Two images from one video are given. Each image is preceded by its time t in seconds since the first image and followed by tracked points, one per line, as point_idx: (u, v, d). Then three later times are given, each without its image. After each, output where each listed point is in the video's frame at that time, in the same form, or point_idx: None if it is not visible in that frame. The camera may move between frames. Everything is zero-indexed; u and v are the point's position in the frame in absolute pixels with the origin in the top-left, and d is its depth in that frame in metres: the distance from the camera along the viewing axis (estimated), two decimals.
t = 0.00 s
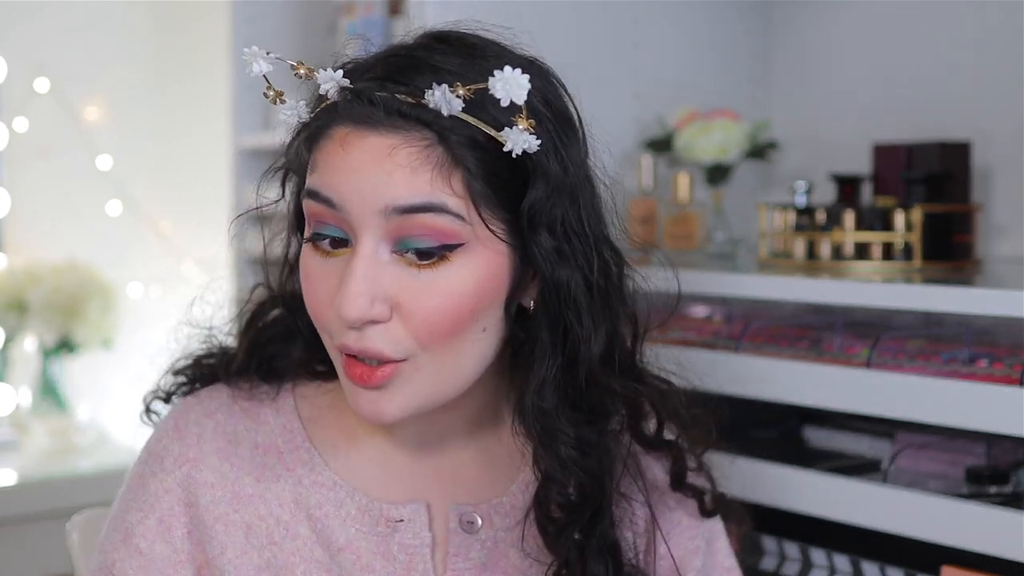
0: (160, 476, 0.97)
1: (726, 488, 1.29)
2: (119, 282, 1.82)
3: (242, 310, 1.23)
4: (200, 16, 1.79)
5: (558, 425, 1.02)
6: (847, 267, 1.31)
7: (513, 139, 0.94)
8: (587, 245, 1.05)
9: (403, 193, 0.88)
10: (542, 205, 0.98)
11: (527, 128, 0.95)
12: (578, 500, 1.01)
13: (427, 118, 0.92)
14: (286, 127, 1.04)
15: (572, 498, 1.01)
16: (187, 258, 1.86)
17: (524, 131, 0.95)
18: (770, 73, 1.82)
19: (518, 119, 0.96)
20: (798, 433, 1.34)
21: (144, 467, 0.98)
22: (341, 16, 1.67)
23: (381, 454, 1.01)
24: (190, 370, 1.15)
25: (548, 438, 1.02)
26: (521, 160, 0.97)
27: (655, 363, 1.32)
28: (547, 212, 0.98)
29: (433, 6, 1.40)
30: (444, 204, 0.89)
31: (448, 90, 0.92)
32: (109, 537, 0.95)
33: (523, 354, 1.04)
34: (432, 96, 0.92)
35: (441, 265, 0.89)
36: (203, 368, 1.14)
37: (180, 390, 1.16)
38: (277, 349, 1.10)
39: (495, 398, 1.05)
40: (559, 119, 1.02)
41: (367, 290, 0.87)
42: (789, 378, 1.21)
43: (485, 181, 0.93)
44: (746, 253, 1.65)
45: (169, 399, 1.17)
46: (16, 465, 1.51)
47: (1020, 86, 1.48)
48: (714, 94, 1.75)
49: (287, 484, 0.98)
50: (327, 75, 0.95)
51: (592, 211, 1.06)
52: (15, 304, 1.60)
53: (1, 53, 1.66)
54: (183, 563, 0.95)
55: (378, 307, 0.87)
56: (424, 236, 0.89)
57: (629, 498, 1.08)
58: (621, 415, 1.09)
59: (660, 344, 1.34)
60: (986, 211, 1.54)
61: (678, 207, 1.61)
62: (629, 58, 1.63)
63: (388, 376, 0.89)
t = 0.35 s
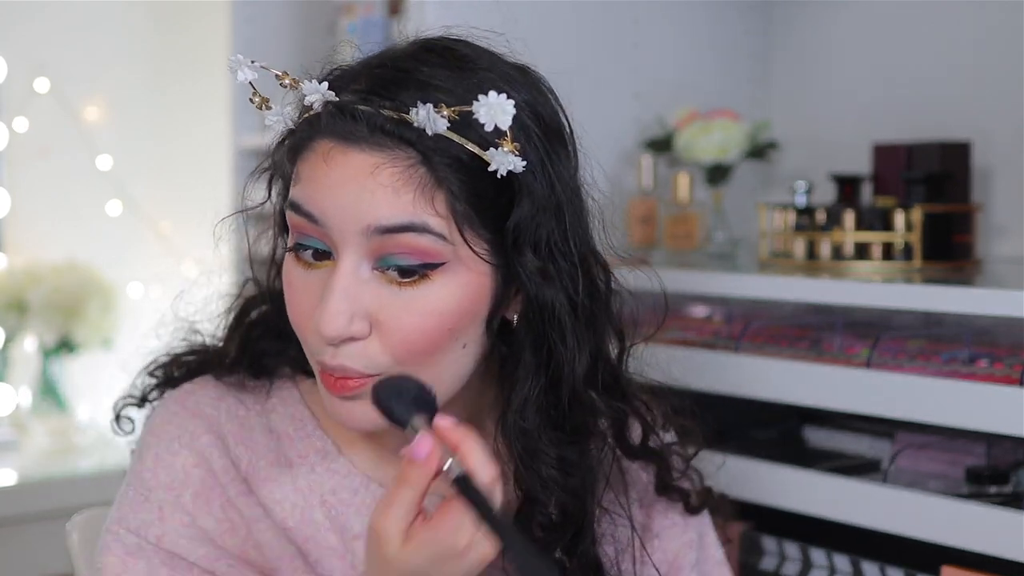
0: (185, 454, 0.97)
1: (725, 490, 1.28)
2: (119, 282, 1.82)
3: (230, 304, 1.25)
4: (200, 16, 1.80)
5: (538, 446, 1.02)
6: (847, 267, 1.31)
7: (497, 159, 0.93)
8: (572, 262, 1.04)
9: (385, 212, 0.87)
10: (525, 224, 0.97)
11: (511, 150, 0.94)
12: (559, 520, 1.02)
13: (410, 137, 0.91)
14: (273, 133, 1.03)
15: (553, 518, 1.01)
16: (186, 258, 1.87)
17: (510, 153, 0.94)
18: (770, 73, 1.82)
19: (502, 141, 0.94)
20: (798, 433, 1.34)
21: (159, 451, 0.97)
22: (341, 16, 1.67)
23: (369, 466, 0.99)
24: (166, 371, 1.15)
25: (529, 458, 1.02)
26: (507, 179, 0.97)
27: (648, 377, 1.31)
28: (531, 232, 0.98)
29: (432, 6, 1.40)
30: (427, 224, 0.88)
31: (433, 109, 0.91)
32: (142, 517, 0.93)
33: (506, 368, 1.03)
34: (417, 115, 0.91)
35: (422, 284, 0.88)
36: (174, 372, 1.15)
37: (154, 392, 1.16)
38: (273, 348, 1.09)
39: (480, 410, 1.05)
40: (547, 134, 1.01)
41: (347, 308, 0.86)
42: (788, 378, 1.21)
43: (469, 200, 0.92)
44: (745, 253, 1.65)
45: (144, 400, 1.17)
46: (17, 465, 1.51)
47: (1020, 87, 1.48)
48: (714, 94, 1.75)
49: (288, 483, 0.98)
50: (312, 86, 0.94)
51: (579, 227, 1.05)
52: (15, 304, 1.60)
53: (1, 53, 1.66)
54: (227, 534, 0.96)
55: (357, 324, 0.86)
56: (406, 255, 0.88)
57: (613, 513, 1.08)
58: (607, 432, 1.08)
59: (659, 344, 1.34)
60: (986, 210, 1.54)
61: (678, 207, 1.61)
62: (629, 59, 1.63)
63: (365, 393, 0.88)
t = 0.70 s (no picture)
0: (212, 431, 0.96)
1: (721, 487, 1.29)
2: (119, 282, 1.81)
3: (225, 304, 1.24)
4: (200, 16, 1.82)
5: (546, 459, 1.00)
6: (847, 267, 1.31)
7: (501, 175, 0.88)
8: (577, 269, 1.00)
9: (387, 230, 0.84)
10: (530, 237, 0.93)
11: (516, 165, 0.89)
12: (581, 515, 0.99)
13: (412, 155, 0.86)
14: (267, 140, 0.99)
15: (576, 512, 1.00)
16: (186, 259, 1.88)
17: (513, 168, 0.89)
18: (770, 73, 1.82)
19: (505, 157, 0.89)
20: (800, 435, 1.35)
21: (183, 432, 0.95)
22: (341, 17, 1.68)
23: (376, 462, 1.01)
24: (150, 370, 1.15)
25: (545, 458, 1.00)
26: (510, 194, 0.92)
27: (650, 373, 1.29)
28: (542, 239, 0.94)
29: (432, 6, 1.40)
30: (430, 241, 0.85)
31: (435, 126, 0.86)
32: (187, 496, 0.90)
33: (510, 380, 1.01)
34: (419, 132, 0.86)
35: (426, 301, 0.85)
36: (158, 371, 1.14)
37: (145, 390, 1.16)
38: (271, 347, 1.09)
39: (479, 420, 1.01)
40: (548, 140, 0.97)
41: (347, 325, 0.83)
42: (788, 378, 1.21)
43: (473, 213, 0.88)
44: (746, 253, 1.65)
45: (133, 398, 1.17)
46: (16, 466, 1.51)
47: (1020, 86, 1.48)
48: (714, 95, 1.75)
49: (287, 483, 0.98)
50: (310, 100, 0.89)
51: (582, 231, 1.01)
52: (15, 304, 1.60)
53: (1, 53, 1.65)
54: (275, 500, 0.94)
55: (359, 341, 0.84)
56: (407, 271, 0.85)
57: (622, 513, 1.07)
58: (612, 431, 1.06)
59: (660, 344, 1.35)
60: (986, 210, 1.54)
61: (679, 207, 1.61)
62: (629, 59, 1.63)
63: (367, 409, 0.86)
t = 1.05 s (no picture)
0: (192, 449, 0.96)
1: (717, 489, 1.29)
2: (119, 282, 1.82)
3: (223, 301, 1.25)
4: (200, 16, 1.82)
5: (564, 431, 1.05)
6: (847, 267, 1.31)
7: (533, 140, 0.94)
8: (595, 250, 1.05)
9: (424, 188, 0.88)
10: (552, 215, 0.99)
11: (548, 131, 0.95)
12: (577, 505, 1.05)
13: (452, 117, 0.92)
14: (297, 115, 1.03)
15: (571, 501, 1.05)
16: (187, 259, 1.87)
17: (546, 134, 0.95)
18: (771, 72, 1.82)
19: (541, 122, 0.96)
20: (800, 436, 1.35)
21: (165, 448, 0.96)
22: (342, 18, 1.68)
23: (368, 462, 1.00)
24: (149, 376, 1.15)
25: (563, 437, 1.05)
26: (539, 162, 0.98)
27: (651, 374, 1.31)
28: (563, 214, 1.00)
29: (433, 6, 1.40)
30: (464, 201, 0.89)
31: (475, 88, 0.92)
32: (157, 515, 0.91)
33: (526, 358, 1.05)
34: (459, 93, 0.92)
35: (457, 262, 0.89)
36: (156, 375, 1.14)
37: (144, 394, 1.16)
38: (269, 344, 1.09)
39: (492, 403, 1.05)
40: (570, 122, 1.03)
41: (381, 285, 0.86)
42: (788, 377, 1.21)
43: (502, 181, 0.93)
44: (746, 254, 1.65)
45: (134, 404, 1.17)
46: (17, 466, 1.51)
47: (1020, 86, 1.48)
48: (714, 95, 1.76)
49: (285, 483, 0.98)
50: (347, 65, 0.95)
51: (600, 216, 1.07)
52: (15, 304, 1.60)
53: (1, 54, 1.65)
54: (247, 523, 0.95)
55: (390, 303, 0.86)
56: (441, 233, 0.88)
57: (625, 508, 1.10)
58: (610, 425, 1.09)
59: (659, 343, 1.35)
60: (986, 210, 1.54)
61: (679, 206, 1.61)
62: (630, 60, 1.63)
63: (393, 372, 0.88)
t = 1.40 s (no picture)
0: (219, 421, 0.96)
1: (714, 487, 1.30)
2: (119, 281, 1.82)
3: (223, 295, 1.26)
4: (199, 17, 1.80)
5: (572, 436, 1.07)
6: (847, 267, 1.31)
7: (528, 169, 0.95)
8: (590, 264, 1.07)
9: (416, 219, 0.90)
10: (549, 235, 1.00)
11: (544, 162, 0.96)
12: (581, 515, 1.05)
13: (448, 147, 0.93)
14: (293, 122, 1.03)
15: (577, 511, 1.05)
16: (186, 258, 1.87)
17: (542, 164, 0.95)
18: (771, 71, 1.82)
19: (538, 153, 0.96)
20: (800, 436, 1.35)
21: (189, 423, 0.95)
22: (342, 18, 1.68)
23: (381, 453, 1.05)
24: (147, 372, 1.15)
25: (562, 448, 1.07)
26: (534, 191, 0.99)
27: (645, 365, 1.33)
28: (560, 235, 1.02)
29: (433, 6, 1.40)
30: (455, 231, 0.91)
31: (471, 118, 0.92)
32: (196, 484, 0.91)
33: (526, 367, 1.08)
34: (455, 124, 0.92)
35: (448, 287, 0.92)
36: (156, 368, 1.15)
37: (143, 391, 1.16)
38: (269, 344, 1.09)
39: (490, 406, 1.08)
40: (568, 137, 1.04)
41: (373, 308, 0.89)
42: (788, 377, 1.21)
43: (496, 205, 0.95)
44: (746, 254, 1.65)
45: (133, 398, 1.17)
46: (17, 465, 1.51)
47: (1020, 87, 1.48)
48: (713, 95, 1.76)
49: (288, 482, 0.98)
50: (346, 85, 0.95)
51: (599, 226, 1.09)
52: (15, 304, 1.60)
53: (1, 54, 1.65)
54: (282, 486, 0.95)
55: (382, 323, 0.90)
56: (433, 259, 0.91)
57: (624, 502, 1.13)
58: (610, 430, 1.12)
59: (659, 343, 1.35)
60: (986, 210, 1.54)
61: (679, 207, 1.62)
62: (630, 60, 1.63)
63: (381, 386, 0.92)
